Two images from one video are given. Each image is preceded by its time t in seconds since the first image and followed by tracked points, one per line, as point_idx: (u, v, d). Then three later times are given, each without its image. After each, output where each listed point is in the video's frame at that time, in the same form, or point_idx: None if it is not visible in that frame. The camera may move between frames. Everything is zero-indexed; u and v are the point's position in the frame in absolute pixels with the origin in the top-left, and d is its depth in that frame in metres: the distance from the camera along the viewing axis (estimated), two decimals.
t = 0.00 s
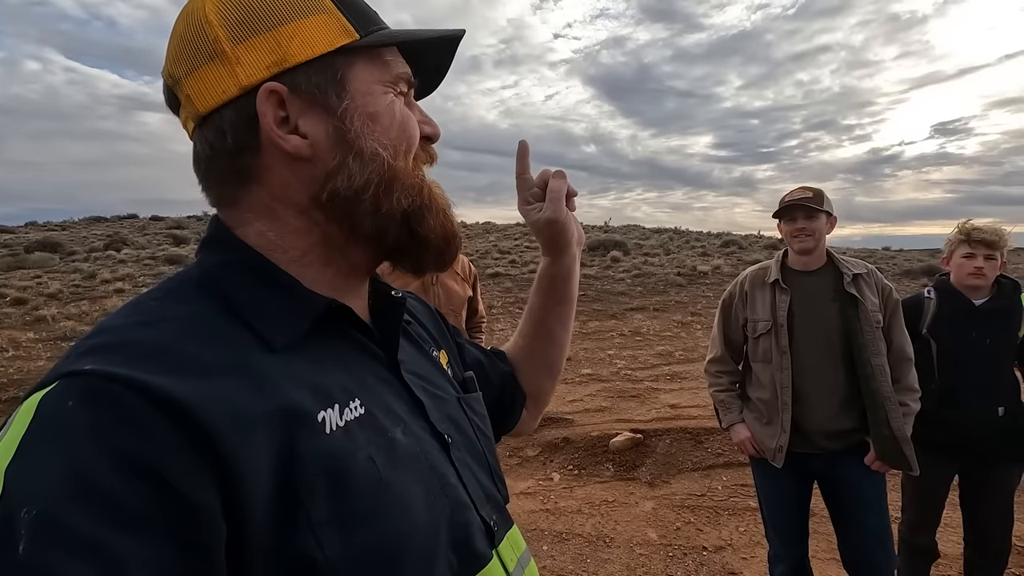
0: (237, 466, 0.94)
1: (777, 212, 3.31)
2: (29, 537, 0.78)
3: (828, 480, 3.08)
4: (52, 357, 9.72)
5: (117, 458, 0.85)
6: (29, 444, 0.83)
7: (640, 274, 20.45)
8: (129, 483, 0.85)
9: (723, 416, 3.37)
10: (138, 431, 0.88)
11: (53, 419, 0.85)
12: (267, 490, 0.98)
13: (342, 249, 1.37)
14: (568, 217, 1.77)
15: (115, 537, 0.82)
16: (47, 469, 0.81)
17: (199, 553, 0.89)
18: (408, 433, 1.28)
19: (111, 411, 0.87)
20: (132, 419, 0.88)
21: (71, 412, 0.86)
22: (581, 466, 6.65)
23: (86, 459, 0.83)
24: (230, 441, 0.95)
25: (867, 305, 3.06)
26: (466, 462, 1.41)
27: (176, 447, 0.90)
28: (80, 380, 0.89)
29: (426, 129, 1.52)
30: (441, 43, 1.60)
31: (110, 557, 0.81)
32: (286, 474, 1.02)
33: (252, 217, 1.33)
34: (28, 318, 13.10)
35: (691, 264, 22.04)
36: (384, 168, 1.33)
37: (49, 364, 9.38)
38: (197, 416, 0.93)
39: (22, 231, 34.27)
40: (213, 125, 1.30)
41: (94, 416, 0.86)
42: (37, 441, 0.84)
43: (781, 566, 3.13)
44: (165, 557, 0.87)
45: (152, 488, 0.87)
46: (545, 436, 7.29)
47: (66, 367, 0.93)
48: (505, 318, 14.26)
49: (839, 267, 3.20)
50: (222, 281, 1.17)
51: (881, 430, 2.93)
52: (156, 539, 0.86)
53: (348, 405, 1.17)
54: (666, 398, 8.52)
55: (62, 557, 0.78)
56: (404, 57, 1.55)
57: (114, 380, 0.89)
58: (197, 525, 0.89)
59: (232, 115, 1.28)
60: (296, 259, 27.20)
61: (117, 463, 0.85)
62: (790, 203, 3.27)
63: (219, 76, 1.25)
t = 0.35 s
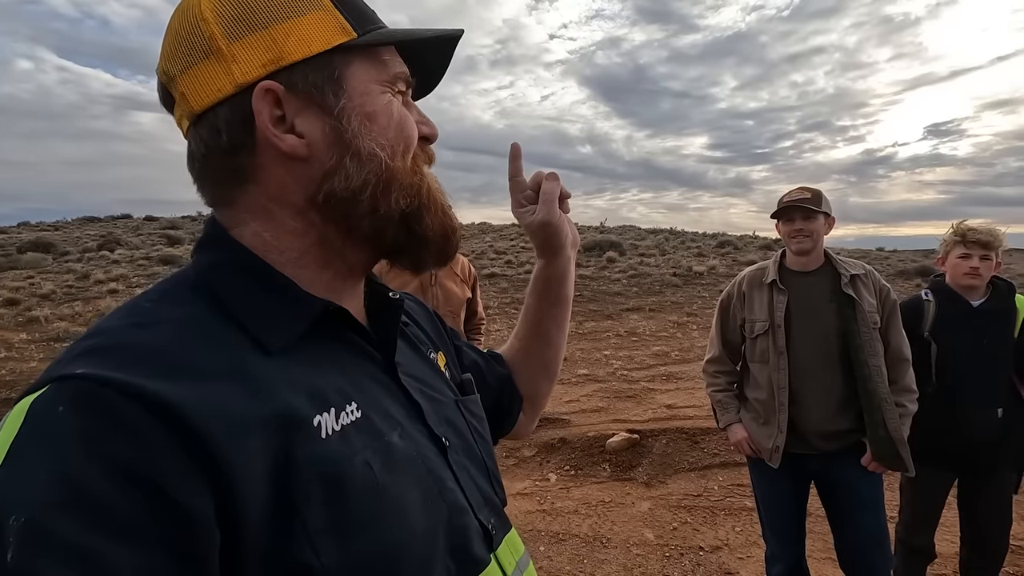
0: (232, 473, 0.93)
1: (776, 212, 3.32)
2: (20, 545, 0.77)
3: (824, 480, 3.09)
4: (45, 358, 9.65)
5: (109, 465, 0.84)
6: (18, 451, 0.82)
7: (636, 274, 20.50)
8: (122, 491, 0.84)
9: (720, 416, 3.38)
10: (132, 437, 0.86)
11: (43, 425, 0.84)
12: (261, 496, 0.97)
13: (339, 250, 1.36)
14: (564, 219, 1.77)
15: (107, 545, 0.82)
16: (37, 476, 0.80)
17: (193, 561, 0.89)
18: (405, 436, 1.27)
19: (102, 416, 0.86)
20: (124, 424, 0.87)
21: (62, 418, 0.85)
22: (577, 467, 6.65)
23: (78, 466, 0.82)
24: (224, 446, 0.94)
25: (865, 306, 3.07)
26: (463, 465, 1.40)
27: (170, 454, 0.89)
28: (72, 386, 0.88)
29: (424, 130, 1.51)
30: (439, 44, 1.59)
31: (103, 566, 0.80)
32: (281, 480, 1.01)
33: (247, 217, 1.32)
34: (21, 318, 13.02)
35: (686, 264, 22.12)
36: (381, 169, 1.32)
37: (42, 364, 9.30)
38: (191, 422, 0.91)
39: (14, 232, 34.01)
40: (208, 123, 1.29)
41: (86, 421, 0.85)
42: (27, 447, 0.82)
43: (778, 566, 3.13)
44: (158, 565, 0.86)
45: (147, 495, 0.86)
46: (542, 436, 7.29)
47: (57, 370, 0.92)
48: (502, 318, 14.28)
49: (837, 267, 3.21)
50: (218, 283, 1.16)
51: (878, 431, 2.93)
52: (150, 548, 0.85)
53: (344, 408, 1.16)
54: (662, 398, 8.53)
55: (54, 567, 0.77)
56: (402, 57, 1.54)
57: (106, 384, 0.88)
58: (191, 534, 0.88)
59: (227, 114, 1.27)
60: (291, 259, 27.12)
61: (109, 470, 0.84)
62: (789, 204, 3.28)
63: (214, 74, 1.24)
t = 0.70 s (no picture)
0: (215, 473, 0.92)
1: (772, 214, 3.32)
2: None
3: (820, 481, 3.09)
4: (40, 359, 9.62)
5: (90, 465, 0.83)
6: None
7: (633, 275, 20.54)
8: (104, 491, 0.83)
9: (717, 417, 3.38)
10: (113, 437, 0.86)
11: (21, 425, 0.83)
12: (246, 496, 0.96)
13: (337, 250, 1.36)
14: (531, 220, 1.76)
15: (89, 548, 0.81)
16: (16, 477, 0.79)
17: (177, 563, 0.88)
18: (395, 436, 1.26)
19: (83, 416, 0.85)
20: (106, 424, 0.86)
21: (42, 418, 0.84)
22: (573, 468, 6.65)
23: (58, 466, 0.81)
24: (208, 446, 0.93)
25: (862, 308, 3.07)
26: (455, 465, 1.40)
27: (153, 454, 0.88)
28: (52, 385, 0.87)
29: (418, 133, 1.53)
30: (424, 48, 1.60)
31: (84, 569, 0.79)
32: (266, 481, 1.00)
33: (245, 217, 1.30)
34: (16, 319, 12.97)
35: (683, 266, 22.18)
36: (386, 171, 1.33)
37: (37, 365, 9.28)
38: (174, 422, 0.91)
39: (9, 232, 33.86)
40: (208, 121, 1.26)
41: (66, 421, 0.84)
42: (6, 448, 0.82)
43: (774, 567, 3.13)
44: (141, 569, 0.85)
45: (129, 496, 0.85)
46: (539, 437, 7.28)
47: (37, 370, 0.91)
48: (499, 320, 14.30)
49: (833, 268, 3.21)
50: (205, 281, 1.16)
51: (877, 432, 2.93)
52: (132, 549, 0.84)
53: (333, 408, 1.15)
54: (659, 400, 8.54)
55: (34, 569, 0.77)
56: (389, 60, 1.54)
57: (87, 383, 0.87)
58: (174, 535, 0.87)
59: (230, 113, 1.25)
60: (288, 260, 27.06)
61: (91, 471, 0.83)
62: (786, 206, 3.29)
63: (215, 73, 1.22)
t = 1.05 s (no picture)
0: (214, 472, 0.91)
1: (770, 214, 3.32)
2: None
3: (818, 481, 3.09)
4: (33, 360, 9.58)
5: (85, 466, 0.82)
6: None
7: (629, 276, 20.56)
8: (101, 492, 0.82)
9: (714, 417, 3.38)
10: (109, 436, 0.84)
11: (14, 425, 0.81)
12: (244, 495, 0.95)
13: (341, 243, 1.36)
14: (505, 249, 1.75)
15: (85, 550, 0.79)
16: (9, 479, 0.78)
17: (174, 565, 0.86)
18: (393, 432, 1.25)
19: (78, 415, 0.84)
20: (102, 423, 0.84)
21: (36, 417, 0.82)
22: (570, 468, 6.64)
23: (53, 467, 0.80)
24: (206, 444, 0.92)
25: (859, 307, 3.07)
26: (452, 462, 1.39)
27: (151, 453, 0.86)
28: (47, 383, 0.85)
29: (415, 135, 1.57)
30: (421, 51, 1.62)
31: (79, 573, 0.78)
32: (264, 479, 0.98)
33: (255, 209, 1.26)
34: (10, 319, 12.91)
35: (680, 267, 22.22)
36: (399, 169, 1.35)
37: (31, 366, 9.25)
38: (172, 419, 0.89)
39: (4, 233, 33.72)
40: (225, 108, 1.21)
41: (62, 420, 0.83)
42: None
43: (771, 567, 3.13)
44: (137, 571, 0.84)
45: (125, 496, 0.84)
46: (535, 438, 7.27)
47: (30, 368, 0.89)
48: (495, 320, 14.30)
49: (830, 267, 3.21)
50: (201, 276, 1.14)
51: (874, 432, 2.93)
52: (128, 551, 0.83)
53: (331, 404, 1.14)
54: (655, 400, 8.54)
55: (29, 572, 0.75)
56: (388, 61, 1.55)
57: (83, 382, 0.86)
58: (171, 536, 0.86)
59: (252, 103, 1.22)
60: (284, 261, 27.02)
61: (87, 472, 0.82)
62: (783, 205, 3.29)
63: (239, 62, 1.18)
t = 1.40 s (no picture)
0: (205, 461, 0.91)
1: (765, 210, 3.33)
2: None
3: (812, 477, 3.11)
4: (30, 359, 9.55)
5: (77, 453, 0.82)
6: None
7: (627, 275, 20.58)
8: (92, 481, 0.82)
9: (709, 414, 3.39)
10: (100, 424, 0.84)
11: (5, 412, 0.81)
12: (235, 484, 0.95)
13: (323, 217, 1.37)
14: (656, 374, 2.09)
15: (79, 538, 0.80)
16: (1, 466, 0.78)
17: (168, 555, 0.87)
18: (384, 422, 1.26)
19: (68, 403, 0.84)
20: (92, 410, 0.84)
21: (25, 404, 0.83)
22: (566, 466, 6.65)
23: (45, 454, 0.80)
24: (196, 432, 0.92)
25: (854, 304, 3.08)
26: (443, 454, 1.39)
27: (141, 441, 0.87)
28: (37, 370, 0.85)
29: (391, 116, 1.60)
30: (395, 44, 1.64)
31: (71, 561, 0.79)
32: (255, 470, 0.99)
33: (234, 182, 1.26)
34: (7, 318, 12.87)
35: (678, 266, 22.25)
36: (373, 136, 1.38)
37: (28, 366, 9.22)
38: (163, 408, 0.90)
39: None
40: (197, 80, 1.21)
41: (51, 407, 0.83)
42: None
43: (766, 564, 3.14)
44: (131, 562, 0.84)
45: (117, 485, 0.84)
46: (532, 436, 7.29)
47: (18, 355, 0.89)
48: (493, 319, 14.31)
49: (826, 265, 3.23)
50: (193, 265, 1.14)
51: (866, 428, 2.95)
52: (121, 540, 0.84)
53: (322, 395, 1.15)
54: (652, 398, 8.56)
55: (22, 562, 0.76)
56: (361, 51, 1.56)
57: (73, 368, 0.86)
58: (163, 525, 0.86)
59: (220, 74, 1.22)
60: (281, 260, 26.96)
61: (78, 460, 0.82)
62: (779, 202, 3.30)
63: (207, 35, 1.18)
